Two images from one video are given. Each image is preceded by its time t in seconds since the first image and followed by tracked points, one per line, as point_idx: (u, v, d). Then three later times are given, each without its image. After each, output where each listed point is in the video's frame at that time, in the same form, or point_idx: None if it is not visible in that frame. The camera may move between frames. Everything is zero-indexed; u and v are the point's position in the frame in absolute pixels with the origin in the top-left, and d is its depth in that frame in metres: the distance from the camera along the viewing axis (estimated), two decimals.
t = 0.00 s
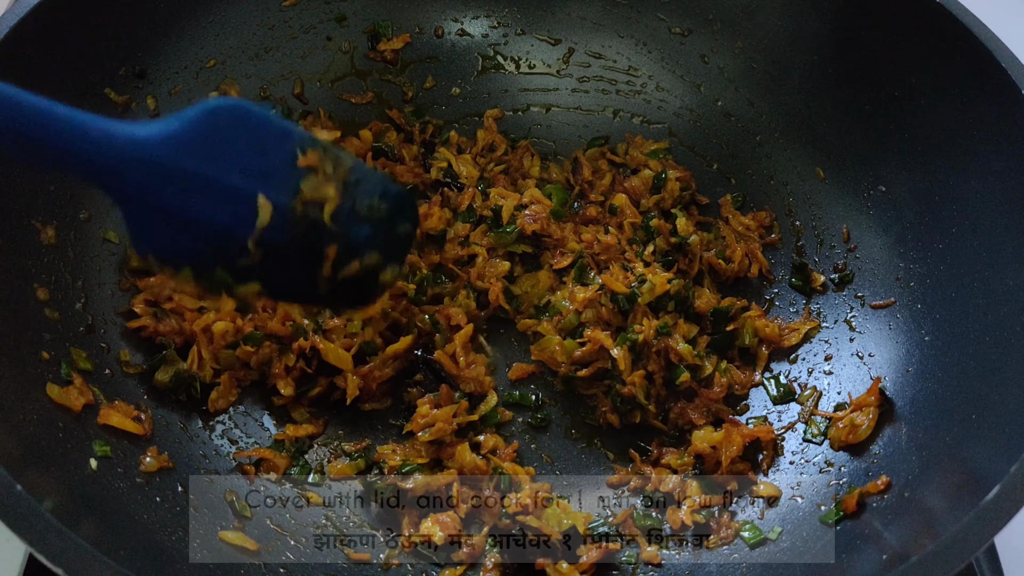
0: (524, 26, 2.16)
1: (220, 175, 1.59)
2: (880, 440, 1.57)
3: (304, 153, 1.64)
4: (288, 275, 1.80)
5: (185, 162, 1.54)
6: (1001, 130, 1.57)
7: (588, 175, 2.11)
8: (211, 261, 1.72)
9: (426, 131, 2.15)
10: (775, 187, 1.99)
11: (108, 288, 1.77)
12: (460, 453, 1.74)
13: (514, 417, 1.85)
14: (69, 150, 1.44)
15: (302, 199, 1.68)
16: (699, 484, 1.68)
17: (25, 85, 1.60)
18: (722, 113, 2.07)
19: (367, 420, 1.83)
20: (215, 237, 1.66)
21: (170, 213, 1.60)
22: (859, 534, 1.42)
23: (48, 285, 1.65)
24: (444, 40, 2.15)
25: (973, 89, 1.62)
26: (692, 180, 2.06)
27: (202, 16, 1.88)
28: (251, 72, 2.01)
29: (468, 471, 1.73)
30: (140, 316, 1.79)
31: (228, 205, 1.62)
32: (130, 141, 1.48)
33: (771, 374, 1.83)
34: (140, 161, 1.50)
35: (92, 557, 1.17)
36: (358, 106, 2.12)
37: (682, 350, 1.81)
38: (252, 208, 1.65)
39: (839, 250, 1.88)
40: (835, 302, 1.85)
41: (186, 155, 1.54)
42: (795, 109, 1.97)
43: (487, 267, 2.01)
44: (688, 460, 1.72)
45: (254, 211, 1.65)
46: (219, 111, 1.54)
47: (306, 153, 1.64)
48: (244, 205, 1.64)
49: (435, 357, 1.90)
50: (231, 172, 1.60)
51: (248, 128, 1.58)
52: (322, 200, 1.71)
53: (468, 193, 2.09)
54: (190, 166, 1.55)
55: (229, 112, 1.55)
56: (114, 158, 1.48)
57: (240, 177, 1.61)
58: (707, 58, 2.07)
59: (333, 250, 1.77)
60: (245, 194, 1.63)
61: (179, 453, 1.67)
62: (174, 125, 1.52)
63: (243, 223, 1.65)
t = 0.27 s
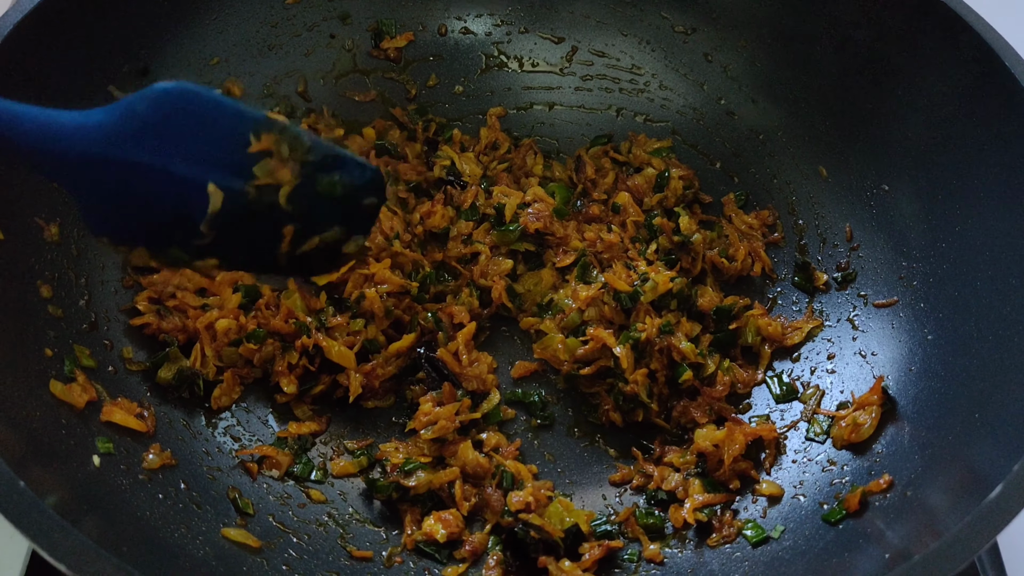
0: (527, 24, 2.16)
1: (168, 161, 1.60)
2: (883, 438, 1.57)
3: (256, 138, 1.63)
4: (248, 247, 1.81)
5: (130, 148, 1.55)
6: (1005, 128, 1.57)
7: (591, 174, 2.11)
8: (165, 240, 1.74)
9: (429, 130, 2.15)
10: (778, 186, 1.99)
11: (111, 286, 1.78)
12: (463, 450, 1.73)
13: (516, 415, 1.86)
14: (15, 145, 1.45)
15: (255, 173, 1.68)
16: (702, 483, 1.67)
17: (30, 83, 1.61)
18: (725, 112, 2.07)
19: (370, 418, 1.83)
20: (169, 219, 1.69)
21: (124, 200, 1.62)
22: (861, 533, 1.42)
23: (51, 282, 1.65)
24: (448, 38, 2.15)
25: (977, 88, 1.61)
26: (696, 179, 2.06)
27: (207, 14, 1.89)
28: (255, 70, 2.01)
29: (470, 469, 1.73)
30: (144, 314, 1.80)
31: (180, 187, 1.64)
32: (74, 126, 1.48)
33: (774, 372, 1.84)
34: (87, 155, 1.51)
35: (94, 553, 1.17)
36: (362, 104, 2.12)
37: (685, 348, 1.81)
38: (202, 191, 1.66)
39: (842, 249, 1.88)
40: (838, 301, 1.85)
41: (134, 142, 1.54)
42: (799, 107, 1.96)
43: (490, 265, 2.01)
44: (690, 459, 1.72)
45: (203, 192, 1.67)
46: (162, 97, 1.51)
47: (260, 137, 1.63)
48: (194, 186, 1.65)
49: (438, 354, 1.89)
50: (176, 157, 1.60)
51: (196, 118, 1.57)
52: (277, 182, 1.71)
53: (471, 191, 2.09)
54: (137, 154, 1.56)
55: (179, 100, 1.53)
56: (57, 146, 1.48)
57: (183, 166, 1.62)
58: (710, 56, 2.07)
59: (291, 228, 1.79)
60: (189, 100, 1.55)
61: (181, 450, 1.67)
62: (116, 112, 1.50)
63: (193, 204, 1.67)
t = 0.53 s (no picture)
0: (529, 22, 2.15)
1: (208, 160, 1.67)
2: (884, 437, 1.57)
3: (292, 136, 1.69)
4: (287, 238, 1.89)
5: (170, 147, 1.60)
6: (1009, 127, 1.56)
7: (593, 172, 2.11)
8: (204, 228, 1.82)
9: (431, 127, 2.15)
10: (780, 184, 1.99)
11: (112, 283, 1.78)
12: (464, 448, 1.73)
13: (517, 413, 1.85)
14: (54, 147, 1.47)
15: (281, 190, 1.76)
16: (704, 481, 1.67)
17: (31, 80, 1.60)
18: (727, 110, 2.07)
19: (371, 416, 1.83)
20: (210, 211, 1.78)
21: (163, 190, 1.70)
22: (863, 531, 1.41)
23: (53, 280, 1.65)
24: (450, 35, 2.15)
25: (979, 87, 1.61)
26: (697, 177, 2.07)
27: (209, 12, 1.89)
28: (256, 68, 2.01)
29: (472, 467, 1.73)
30: (145, 311, 1.80)
31: (221, 182, 1.71)
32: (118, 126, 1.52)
33: (775, 371, 1.84)
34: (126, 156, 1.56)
35: (94, 551, 1.17)
36: (363, 102, 2.12)
37: (687, 346, 1.81)
38: (241, 187, 1.74)
39: (844, 247, 1.88)
40: (840, 299, 1.85)
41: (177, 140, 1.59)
42: (801, 106, 1.96)
43: (492, 264, 2.00)
44: (692, 457, 1.72)
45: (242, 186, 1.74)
46: (202, 98, 1.57)
47: (298, 134, 1.69)
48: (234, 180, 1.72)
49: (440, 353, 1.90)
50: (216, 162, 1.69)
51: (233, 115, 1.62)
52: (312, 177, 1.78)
53: (472, 189, 2.09)
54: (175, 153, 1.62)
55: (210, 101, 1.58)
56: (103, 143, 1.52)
57: (224, 162, 1.68)
58: (713, 54, 2.07)
59: (326, 219, 1.87)
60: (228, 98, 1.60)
61: (183, 448, 1.67)
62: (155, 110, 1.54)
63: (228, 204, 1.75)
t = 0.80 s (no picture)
0: (529, 23, 2.16)
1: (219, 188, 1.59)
2: (884, 439, 1.57)
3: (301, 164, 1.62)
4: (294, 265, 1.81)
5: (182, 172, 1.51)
6: (1010, 129, 1.56)
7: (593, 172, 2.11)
8: (211, 256, 1.71)
9: (431, 128, 2.15)
10: (781, 185, 1.99)
11: (112, 284, 1.78)
12: (463, 450, 1.73)
13: (517, 414, 1.85)
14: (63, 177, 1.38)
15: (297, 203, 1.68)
16: (704, 483, 1.67)
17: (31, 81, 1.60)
18: (727, 111, 2.07)
19: (371, 417, 1.83)
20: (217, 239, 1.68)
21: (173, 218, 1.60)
22: (863, 533, 1.41)
23: (52, 281, 1.65)
24: (450, 35, 2.15)
25: (979, 88, 1.61)
26: (698, 178, 2.06)
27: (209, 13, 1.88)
28: (256, 68, 2.01)
29: (471, 468, 1.72)
30: (145, 312, 1.80)
31: (231, 211, 1.62)
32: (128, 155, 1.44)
33: (776, 372, 1.83)
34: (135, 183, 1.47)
35: (93, 553, 1.17)
36: (363, 102, 2.12)
37: (688, 348, 1.80)
38: (250, 214, 1.65)
39: (845, 248, 1.88)
40: (840, 300, 1.85)
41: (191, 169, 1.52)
42: (801, 107, 1.96)
43: (492, 264, 2.00)
44: (692, 459, 1.71)
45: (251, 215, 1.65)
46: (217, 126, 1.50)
47: (307, 161, 1.62)
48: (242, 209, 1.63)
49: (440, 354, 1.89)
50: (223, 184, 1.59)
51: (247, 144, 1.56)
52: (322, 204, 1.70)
53: (472, 190, 2.09)
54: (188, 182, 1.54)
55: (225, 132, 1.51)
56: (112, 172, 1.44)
57: (235, 191, 1.60)
58: (713, 55, 2.06)
59: (333, 245, 1.80)
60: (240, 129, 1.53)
61: (182, 449, 1.66)
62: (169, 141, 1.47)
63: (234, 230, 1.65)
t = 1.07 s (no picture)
0: (530, 21, 2.16)
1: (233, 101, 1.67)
2: (884, 438, 1.56)
3: (312, 77, 1.69)
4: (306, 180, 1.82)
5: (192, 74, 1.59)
6: (1011, 128, 1.55)
7: (593, 171, 2.10)
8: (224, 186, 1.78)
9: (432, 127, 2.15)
10: (781, 185, 1.99)
11: (111, 283, 1.78)
12: (464, 449, 1.72)
13: (517, 413, 1.85)
14: (68, 88, 1.50)
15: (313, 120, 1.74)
16: (704, 482, 1.67)
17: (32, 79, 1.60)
18: (728, 110, 2.07)
19: (371, 417, 1.82)
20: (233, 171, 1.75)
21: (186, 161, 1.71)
22: (864, 532, 1.41)
23: (51, 279, 1.65)
24: (451, 34, 2.15)
25: (980, 87, 1.61)
26: (699, 177, 2.05)
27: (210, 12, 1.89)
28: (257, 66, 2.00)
29: (471, 467, 1.72)
30: (145, 311, 1.80)
31: (242, 137, 1.70)
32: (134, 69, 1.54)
33: (776, 371, 1.83)
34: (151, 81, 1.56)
35: (91, 552, 1.16)
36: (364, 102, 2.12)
37: (688, 347, 1.80)
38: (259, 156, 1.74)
39: (845, 248, 1.88)
40: (841, 300, 1.84)
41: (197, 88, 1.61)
42: (802, 106, 1.96)
43: (492, 263, 2.00)
44: (692, 458, 1.71)
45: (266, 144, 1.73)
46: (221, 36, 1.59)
47: (315, 79, 1.69)
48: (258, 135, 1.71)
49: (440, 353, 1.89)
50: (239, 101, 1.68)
51: (251, 58, 1.64)
52: (333, 125, 1.76)
53: (473, 189, 2.08)
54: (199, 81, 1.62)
55: (228, 40, 1.60)
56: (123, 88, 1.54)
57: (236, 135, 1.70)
58: (713, 54, 2.07)
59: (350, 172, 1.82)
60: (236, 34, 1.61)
61: (181, 448, 1.66)
62: (172, 56, 1.57)
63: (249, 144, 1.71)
